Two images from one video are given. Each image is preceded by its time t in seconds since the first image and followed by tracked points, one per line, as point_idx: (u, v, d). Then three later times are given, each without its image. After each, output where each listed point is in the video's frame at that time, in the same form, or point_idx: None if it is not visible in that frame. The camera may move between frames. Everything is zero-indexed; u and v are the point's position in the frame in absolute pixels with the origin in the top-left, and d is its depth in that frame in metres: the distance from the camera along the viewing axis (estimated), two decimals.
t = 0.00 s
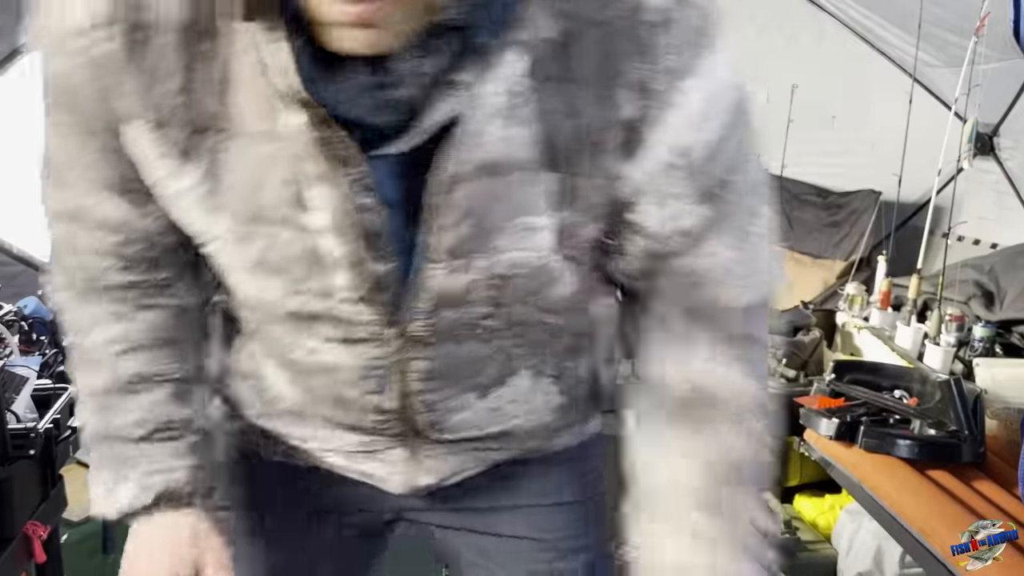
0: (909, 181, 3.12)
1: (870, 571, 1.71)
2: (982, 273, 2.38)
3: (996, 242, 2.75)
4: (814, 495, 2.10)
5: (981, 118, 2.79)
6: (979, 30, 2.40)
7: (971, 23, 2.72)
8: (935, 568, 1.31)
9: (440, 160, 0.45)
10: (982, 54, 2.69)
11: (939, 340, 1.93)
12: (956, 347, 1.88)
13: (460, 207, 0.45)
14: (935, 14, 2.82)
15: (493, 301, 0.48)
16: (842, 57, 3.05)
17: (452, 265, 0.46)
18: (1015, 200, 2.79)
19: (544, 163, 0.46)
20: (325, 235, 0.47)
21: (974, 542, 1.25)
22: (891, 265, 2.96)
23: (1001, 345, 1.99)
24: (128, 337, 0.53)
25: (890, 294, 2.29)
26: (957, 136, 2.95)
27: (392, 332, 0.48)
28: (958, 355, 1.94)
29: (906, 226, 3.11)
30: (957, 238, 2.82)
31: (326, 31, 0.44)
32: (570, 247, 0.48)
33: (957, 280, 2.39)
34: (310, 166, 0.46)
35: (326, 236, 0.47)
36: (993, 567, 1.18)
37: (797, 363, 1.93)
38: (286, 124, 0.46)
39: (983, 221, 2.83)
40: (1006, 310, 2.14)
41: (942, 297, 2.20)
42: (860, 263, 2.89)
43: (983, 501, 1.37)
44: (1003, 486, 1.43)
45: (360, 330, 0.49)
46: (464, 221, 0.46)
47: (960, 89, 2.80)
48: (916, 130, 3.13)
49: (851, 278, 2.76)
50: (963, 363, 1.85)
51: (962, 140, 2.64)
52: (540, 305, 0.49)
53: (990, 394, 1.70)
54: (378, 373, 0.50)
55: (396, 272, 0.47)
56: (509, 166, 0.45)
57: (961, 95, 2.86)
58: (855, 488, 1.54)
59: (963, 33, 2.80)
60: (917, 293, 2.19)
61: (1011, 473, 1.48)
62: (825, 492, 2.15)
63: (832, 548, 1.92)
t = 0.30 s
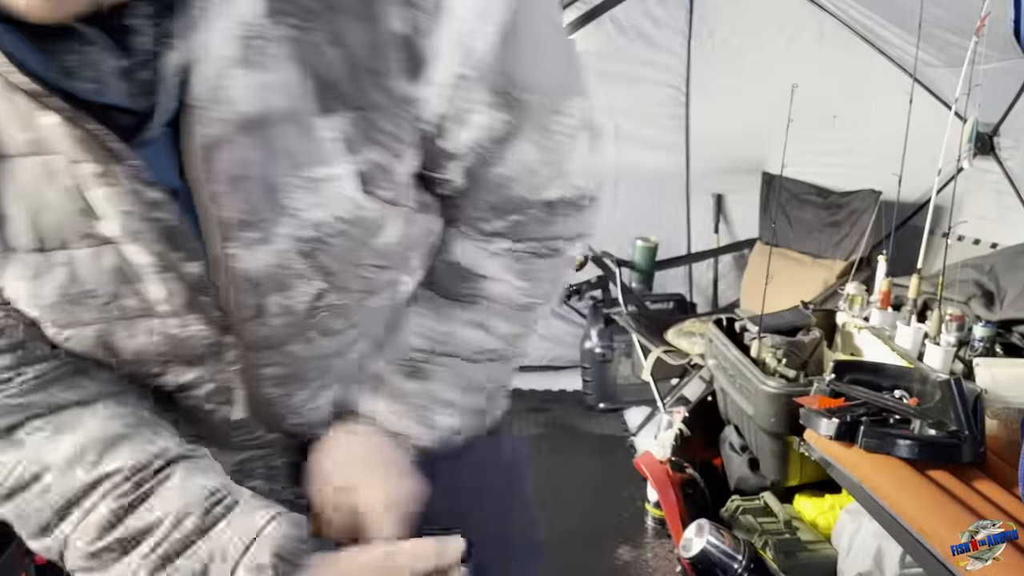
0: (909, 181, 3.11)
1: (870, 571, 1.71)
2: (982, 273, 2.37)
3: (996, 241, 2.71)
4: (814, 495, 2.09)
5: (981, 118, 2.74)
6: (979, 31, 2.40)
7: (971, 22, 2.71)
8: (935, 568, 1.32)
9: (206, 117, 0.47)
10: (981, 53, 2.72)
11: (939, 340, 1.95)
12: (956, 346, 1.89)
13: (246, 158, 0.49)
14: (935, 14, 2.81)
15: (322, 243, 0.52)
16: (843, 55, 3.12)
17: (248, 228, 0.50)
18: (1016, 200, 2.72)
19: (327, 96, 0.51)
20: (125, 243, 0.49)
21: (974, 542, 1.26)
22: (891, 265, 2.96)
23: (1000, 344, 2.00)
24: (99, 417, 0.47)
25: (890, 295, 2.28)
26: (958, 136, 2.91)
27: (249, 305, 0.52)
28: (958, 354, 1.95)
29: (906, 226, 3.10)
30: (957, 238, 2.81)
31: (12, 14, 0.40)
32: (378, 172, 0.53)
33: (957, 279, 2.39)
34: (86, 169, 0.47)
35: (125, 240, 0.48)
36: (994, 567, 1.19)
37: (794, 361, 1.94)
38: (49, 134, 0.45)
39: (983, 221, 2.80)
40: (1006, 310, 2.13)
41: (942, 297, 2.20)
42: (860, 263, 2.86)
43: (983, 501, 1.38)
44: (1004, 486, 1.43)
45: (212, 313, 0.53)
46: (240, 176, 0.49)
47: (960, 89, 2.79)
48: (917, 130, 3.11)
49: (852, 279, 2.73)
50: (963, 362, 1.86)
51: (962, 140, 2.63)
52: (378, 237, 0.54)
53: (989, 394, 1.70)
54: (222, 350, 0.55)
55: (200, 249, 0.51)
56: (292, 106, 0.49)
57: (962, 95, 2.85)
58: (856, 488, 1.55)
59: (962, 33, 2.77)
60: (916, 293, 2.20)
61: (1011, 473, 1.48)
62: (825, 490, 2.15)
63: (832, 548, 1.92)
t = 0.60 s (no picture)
0: (908, 181, 3.13)
1: (871, 571, 1.71)
2: (982, 273, 2.37)
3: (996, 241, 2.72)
4: (814, 495, 2.10)
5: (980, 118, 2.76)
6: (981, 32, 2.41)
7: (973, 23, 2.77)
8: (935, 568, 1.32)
9: (53, 129, 0.52)
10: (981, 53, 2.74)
11: (939, 340, 1.95)
12: (956, 346, 1.89)
13: (108, 174, 0.54)
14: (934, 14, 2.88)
15: (185, 266, 0.59)
16: (843, 55, 3.11)
17: (90, 246, 0.56)
18: (1016, 199, 2.72)
19: (201, 116, 0.56)
20: None
21: (974, 542, 1.26)
22: (891, 265, 2.97)
23: (1000, 344, 2.00)
24: None
25: (890, 294, 2.28)
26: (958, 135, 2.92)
27: (108, 322, 0.60)
28: (958, 354, 1.95)
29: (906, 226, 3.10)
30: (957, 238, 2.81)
31: None
32: (250, 198, 0.59)
33: (957, 280, 2.39)
34: None
35: None
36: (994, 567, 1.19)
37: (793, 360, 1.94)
38: None
39: (982, 221, 2.79)
40: (1006, 310, 2.14)
41: (942, 297, 2.21)
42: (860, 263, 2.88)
43: (983, 501, 1.38)
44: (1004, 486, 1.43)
45: (66, 335, 0.62)
46: (84, 191, 0.54)
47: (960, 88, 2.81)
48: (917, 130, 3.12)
49: (851, 279, 2.75)
50: (963, 362, 1.86)
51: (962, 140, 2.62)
52: (249, 258, 0.61)
53: (990, 394, 1.70)
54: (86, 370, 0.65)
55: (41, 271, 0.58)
56: (146, 125, 0.54)
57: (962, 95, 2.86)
58: (856, 488, 1.55)
59: (963, 34, 2.83)
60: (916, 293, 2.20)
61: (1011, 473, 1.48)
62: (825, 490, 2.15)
63: (832, 548, 1.92)
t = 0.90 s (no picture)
0: (909, 181, 3.12)
1: (871, 571, 1.71)
2: (983, 273, 2.36)
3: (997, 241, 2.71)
4: (814, 495, 2.09)
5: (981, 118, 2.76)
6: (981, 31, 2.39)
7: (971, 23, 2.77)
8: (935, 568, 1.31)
9: None
10: (981, 53, 2.73)
11: (939, 340, 1.94)
12: (956, 346, 1.89)
13: (47, 212, 0.57)
14: (935, 13, 2.87)
15: (125, 311, 0.61)
16: (843, 55, 3.11)
17: (21, 284, 0.58)
18: (1016, 199, 2.71)
19: (161, 155, 0.58)
20: None
21: (974, 542, 1.26)
22: (891, 264, 2.96)
23: (1001, 345, 2.00)
24: None
25: (891, 293, 2.28)
26: (959, 135, 2.92)
27: (37, 361, 0.62)
28: (959, 354, 1.94)
29: (906, 226, 3.10)
30: (958, 237, 2.81)
31: None
32: (210, 246, 0.61)
33: (957, 280, 2.38)
34: None
35: None
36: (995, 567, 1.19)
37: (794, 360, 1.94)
38: None
39: (983, 221, 2.79)
40: (1006, 310, 2.14)
41: (942, 297, 2.21)
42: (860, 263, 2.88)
43: (984, 502, 1.38)
44: (1004, 486, 1.43)
45: None
46: (19, 228, 0.57)
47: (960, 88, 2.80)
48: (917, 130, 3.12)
49: (851, 279, 2.75)
50: (963, 363, 1.86)
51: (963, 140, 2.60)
52: (198, 308, 0.62)
53: (990, 394, 1.70)
54: (13, 403, 0.66)
55: None
56: (93, 163, 0.56)
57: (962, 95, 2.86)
58: (856, 488, 1.55)
59: (963, 34, 2.82)
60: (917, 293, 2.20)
61: (1011, 474, 1.48)
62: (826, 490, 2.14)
63: (832, 548, 1.92)
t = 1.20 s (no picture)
0: (909, 181, 3.08)
1: (871, 571, 1.69)
2: (983, 273, 2.34)
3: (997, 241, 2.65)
4: (815, 495, 2.07)
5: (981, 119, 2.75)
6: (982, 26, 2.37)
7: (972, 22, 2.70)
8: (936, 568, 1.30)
9: None
10: (982, 53, 2.72)
11: (940, 340, 1.92)
12: (957, 346, 1.87)
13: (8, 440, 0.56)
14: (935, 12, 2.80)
15: (92, 518, 0.59)
16: (843, 55, 3.09)
17: None
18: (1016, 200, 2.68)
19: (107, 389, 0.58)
20: None
21: (974, 542, 1.24)
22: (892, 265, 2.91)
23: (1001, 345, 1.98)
24: None
25: (892, 295, 2.24)
26: (959, 136, 2.90)
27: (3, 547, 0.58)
28: (959, 354, 1.92)
29: (906, 226, 3.05)
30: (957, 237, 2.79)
31: None
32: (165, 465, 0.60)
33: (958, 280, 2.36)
34: None
35: None
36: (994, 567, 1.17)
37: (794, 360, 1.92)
38: None
39: (983, 221, 2.76)
40: (1006, 310, 2.12)
41: (943, 297, 2.19)
42: (861, 263, 2.86)
43: (983, 501, 1.36)
44: (1004, 486, 1.42)
45: None
46: None
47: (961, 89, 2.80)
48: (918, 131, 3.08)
49: (851, 279, 2.75)
50: (963, 362, 1.84)
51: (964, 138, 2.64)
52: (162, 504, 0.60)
53: (991, 393, 1.68)
54: None
55: None
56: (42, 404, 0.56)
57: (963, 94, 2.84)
58: (857, 488, 1.53)
59: (963, 33, 2.77)
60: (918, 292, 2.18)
61: (1011, 473, 1.47)
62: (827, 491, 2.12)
63: (832, 549, 1.90)
